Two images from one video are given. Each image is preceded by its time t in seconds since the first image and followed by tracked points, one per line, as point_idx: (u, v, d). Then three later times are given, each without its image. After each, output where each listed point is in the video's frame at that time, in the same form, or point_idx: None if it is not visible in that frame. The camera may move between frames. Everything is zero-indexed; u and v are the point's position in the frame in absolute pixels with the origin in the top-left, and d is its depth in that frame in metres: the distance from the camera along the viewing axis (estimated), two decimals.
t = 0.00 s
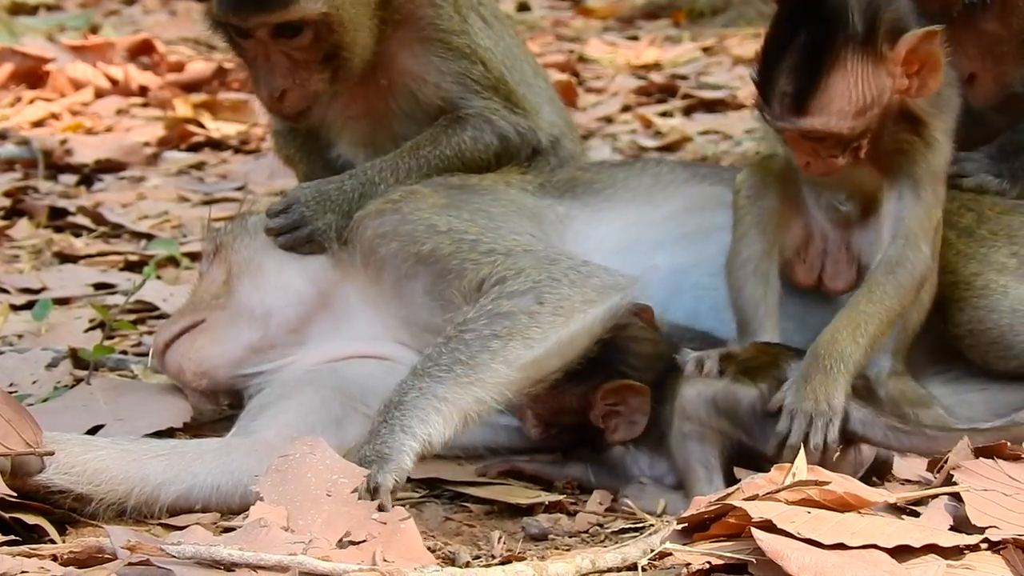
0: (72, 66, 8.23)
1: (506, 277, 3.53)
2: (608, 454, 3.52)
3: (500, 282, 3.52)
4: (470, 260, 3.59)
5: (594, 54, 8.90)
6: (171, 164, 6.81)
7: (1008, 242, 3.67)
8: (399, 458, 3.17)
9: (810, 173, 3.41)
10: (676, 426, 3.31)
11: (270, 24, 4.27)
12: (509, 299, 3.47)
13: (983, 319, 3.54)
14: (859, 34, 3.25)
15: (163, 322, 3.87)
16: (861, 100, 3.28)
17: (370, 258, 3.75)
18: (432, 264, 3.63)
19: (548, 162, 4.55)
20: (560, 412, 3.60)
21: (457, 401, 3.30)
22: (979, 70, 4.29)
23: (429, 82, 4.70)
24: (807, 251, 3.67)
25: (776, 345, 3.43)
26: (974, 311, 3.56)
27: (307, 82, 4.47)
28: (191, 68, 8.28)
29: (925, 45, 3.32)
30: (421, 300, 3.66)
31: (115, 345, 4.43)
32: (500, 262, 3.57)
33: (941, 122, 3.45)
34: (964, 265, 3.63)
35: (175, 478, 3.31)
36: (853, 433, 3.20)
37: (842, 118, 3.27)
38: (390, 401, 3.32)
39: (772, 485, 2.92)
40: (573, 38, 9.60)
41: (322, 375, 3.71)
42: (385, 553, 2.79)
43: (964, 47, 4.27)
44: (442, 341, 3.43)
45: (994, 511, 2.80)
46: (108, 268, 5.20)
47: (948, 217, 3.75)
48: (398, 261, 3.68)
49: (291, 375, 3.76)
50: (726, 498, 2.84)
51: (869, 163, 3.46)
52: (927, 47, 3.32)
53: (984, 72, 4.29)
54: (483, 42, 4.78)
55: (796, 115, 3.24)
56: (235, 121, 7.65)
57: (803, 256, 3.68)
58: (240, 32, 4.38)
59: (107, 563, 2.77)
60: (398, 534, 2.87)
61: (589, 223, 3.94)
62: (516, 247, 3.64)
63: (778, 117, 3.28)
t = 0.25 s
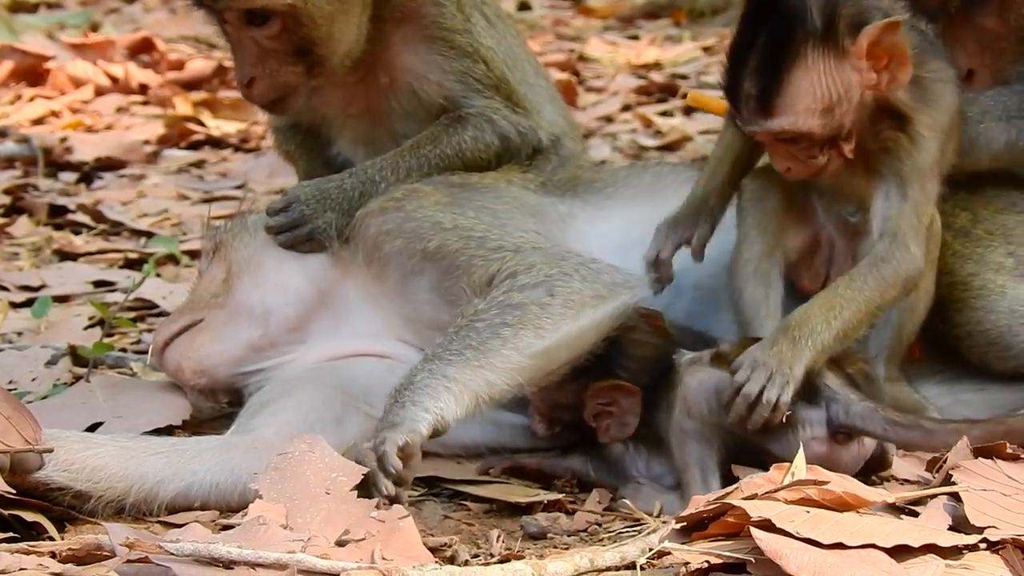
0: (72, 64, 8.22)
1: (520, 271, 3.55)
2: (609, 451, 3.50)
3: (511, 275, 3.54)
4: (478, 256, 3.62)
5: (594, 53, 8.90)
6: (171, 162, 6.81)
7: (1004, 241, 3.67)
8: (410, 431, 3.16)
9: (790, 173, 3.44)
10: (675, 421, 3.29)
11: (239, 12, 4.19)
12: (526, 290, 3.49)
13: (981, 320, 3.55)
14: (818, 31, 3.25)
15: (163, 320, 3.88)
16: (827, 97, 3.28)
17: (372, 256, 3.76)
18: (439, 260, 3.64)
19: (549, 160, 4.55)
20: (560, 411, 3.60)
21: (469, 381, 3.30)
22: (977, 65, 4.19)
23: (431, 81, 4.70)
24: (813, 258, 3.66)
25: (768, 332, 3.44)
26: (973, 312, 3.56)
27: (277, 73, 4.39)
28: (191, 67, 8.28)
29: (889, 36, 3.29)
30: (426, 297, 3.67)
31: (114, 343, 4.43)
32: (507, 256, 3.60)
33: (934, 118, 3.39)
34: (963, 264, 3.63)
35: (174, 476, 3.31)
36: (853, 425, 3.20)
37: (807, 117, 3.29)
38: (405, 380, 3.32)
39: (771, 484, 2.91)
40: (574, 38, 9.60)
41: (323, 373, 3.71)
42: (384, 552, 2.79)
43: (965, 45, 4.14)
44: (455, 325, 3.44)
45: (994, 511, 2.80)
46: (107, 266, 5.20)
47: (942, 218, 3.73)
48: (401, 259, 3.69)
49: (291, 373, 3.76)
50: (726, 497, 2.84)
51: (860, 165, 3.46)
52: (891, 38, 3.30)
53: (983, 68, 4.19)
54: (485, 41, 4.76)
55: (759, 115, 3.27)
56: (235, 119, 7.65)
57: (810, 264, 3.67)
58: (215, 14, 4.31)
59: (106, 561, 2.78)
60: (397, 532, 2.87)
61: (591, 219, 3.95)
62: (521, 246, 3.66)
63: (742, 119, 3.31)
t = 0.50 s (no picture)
0: (70, 61, 8.22)
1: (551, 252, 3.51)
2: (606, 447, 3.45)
3: (549, 248, 3.52)
4: (499, 237, 3.58)
5: (592, 50, 8.91)
6: (169, 159, 6.80)
7: (1003, 237, 3.65)
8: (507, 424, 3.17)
9: (734, 180, 3.49)
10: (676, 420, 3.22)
11: None
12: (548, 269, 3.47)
13: (978, 318, 3.56)
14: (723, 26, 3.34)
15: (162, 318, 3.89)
16: (742, 93, 3.38)
17: (383, 247, 3.72)
18: (458, 244, 3.60)
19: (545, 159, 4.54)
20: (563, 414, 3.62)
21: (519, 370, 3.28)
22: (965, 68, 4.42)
23: (429, 78, 4.68)
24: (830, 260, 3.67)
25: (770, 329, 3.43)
26: (970, 310, 3.57)
27: (239, 57, 4.44)
28: (189, 64, 8.28)
29: (791, 21, 3.33)
30: (447, 282, 3.62)
31: (112, 340, 4.43)
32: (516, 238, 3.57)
33: (875, 99, 3.33)
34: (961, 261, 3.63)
35: (173, 473, 3.30)
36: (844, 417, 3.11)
37: (726, 113, 3.38)
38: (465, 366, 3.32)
39: (769, 480, 2.91)
40: (571, 34, 9.61)
41: (322, 370, 3.70)
42: (382, 548, 2.79)
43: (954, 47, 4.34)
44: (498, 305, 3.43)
45: (991, 507, 2.80)
46: (105, 263, 5.19)
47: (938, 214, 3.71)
48: (417, 249, 3.66)
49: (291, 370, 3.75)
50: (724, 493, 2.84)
51: (813, 165, 3.42)
52: (794, 23, 3.33)
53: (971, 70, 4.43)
54: (483, 38, 4.74)
55: (682, 118, 3.38)
56: (233, 116, 7.65)
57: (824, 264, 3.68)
58: None
59: (104, 557, 2.78)
60: (396, 529, 2.87)
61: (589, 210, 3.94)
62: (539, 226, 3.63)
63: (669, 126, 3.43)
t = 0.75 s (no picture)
0: (68, 59, 8.21)
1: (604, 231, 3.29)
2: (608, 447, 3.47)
3: (606, 207, 3.33)
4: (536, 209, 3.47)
5: (591, 47, 8.91)
6: (167, 157, 6.80)
7: (998, 234, 3.64)
8: (668, 409, 3.12)
9: (688, 151, 3.68)
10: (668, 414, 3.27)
11: None
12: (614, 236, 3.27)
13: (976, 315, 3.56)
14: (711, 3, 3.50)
15: (162, 319, 3.86)
16: (710, 68, 3.53)
17: (406, 235, 3.63)
18: (496, 224, 3.50)
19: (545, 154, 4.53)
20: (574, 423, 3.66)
21: (656, 344, 3.16)
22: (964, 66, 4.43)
23: (426, 78, 4.68)
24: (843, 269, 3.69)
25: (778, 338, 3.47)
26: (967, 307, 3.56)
27: (225, 49, 4.31)
28: (187, 62, 8.27)
29: (774, 19, 3.46)
30: (484, 263, 3.55)
31: (111, 338, 4.42)
32: (557, 210, 3.43)
33: (865, 98, 3.40)
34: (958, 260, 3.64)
35: (173, 471, 3.30)
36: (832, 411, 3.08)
37: (693, 92, 3.57)
38: (615, 355, 3.17)
39: (767, 478, 2.92)
40: (570, 32, 9.60)
41: (323, 366, 3.65)
42: (382, 547, 2.79)
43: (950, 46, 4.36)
44: (589, 283, 3.27)
45: (990, 506, 2.82)
46: (104, 261, 5.19)
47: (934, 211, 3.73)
48: (446, 240, 3.58)
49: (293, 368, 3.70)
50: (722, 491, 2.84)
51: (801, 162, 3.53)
52: (777, 22, 3.47)
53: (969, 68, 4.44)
54: (481, 36, 4.74)
55: (653, 67, 3.58)
56: (232, 114, 7.65)
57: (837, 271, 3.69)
58: None
59: (103, 556, 2.79)
60: (395, 527, 2.87)
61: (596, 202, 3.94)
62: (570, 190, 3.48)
63: (643, 65, 3.64)
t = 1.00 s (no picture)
0: (68, 57, 8.21)
1: (620, 205, 3.41)
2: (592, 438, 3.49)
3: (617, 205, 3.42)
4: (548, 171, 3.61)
5: (591, 46, 8.91)
6: (167, 156, 6.80)
7: (994, 232, 3.67)
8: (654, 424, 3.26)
9: (657, 107, 3.24)
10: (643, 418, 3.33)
11: None
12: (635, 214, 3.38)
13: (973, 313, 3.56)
14: None
15: (161, 315, 3.84)
16: (701, 37, 3.12)
17: (420, 214, 3.75)
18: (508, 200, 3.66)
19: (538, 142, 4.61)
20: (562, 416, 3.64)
21: (680, 322, 3.26)
22: (962, 66, 4.39)
23: (425, 76, 4.67)
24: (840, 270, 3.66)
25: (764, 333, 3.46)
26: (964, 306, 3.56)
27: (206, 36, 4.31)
28: (187, 60, 8.27)
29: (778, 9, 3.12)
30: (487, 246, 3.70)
31: (110, 336, 4.42)
32: (575, 188, 3.53)
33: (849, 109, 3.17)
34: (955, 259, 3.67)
35: (172, 470, 3.29)
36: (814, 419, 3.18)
37: (687, 57, 3.13)
38: (643, 328, 3.26)
39: (766, 477, 2.91)
40: (570, 31, 9.60)
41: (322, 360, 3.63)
42: (380, 545, 2.79)
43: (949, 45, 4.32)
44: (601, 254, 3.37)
45: (978, 508, 2.80)
46: (103, 259, 5.19)
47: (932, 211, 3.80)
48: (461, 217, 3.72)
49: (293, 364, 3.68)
50: (721, 490, 2.84)
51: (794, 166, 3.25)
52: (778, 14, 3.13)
53: (968, 68, 4.41)
54: (478, 34, 4.73)
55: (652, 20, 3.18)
56: (231, 113, 7.64)
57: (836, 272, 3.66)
58: None
59: (102, 554, 2.79)
60: (394, 526, 2.87)
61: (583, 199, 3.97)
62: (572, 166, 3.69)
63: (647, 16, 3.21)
